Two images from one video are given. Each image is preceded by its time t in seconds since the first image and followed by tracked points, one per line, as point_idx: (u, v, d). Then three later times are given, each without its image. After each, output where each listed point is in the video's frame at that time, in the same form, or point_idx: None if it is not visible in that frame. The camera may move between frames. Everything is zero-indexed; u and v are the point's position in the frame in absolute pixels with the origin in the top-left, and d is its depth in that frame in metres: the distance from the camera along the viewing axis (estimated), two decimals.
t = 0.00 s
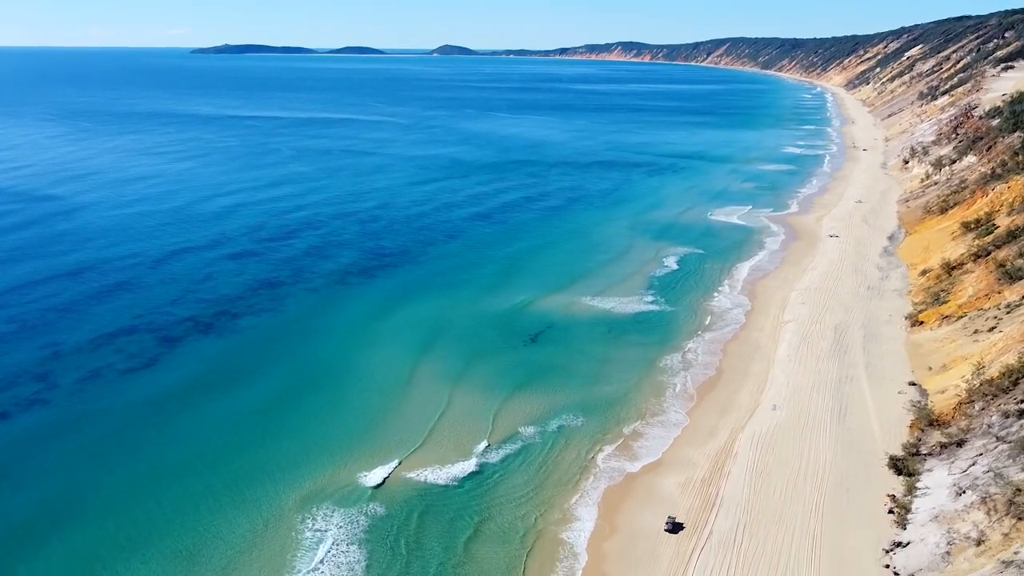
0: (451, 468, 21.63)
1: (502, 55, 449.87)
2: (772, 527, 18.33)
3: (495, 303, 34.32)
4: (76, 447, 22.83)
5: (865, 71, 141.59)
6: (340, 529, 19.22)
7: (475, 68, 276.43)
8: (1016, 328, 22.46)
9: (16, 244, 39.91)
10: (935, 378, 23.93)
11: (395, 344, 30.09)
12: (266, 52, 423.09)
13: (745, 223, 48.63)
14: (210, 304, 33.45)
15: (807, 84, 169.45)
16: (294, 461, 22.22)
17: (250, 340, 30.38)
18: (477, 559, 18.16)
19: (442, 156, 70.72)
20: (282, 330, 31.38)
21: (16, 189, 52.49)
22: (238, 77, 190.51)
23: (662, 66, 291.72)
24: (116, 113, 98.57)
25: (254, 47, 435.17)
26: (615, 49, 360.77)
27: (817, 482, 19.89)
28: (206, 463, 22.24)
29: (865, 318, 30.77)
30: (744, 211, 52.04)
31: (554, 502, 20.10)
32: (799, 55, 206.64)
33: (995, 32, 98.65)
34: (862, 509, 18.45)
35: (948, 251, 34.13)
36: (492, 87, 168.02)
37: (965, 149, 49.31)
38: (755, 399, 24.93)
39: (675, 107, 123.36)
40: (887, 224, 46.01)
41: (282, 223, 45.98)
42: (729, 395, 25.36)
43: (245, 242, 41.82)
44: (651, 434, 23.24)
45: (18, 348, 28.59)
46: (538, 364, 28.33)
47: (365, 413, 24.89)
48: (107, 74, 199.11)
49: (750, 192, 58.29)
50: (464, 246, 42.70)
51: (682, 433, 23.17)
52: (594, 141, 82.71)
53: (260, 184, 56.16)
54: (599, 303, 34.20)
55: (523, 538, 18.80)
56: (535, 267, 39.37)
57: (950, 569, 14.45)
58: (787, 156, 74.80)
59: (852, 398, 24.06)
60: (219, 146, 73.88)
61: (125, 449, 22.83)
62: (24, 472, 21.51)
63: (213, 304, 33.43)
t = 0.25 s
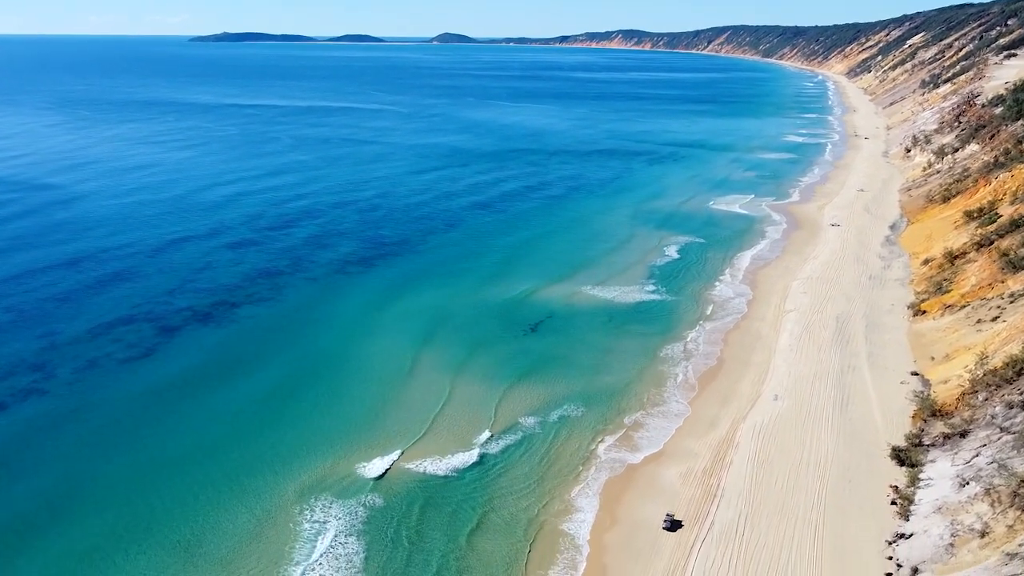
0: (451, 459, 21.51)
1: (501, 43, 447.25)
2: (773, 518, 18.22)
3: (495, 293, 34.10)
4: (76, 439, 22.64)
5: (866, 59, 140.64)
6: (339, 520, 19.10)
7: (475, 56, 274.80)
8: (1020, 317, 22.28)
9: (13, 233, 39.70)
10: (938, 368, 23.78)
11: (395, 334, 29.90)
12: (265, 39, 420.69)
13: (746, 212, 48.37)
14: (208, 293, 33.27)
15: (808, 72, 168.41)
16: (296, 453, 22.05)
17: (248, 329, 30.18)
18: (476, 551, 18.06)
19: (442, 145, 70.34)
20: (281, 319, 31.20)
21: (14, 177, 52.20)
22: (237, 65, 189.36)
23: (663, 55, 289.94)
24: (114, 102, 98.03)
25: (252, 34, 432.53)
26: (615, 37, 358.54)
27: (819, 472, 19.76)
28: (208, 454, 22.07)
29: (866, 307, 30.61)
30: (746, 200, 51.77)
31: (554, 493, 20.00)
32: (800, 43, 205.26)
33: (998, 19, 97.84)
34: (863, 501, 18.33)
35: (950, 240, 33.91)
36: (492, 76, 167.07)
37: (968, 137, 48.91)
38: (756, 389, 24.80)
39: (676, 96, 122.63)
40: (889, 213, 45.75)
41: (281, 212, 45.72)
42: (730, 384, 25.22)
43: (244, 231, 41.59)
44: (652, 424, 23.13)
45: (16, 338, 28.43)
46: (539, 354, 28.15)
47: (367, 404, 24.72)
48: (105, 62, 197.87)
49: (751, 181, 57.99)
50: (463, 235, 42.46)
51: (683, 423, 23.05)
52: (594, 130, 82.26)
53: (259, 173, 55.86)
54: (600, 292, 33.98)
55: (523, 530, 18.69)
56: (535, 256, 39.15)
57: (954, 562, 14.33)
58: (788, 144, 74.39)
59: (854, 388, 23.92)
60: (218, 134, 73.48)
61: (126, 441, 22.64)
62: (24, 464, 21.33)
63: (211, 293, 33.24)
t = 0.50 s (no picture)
0: (451, 450, 21.38)
1: (501, 31, 444.50)
2: (775, 509, 18.10)
3: (495, 282, 33.90)
4: (77, 432, 22.46)
5: (868, 47, 139.62)
6: (338, 511, 18.99)
7: (475, 44, 273.25)
8: None
9: (11, 222, 39.46)
10: (940, 358, 23.63)
11: (395, 324, 29.71)
12: (263, 27, 418.13)
13: (747, 201, 48.10)
14: (207, 283, 33.07)
15: (810, 60, 167.28)
16: (299, 444, 21.90)
17: (247, 319, 29.99)
18: (476, 542, 17.96)
19: (441, 133, 69.93)
20: (280, 309, 31.01)
21: (12, 166, 51.86)
22: (236, 53, 188.25)
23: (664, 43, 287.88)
24: (113, 90, 97.38)
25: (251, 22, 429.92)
26: (615, 26, 356.18)
27: (821, 463, 19.63)
28: (210, 446, 21.90)
29: (868, 296, 30.42)
30: (747, 189, 51.47)
31: (555, 484, 19.88)
32: (802, 31, 203.81)
33: (1001, 6, 97.00)
34: (865, 492, 18.21)
35: (952, 229, 33.68)
36: (492, 64, 166.04)
37: (970, 126, 48.55)
38: (758, 379, 24.65)
39: (677, 84, 121.84)
40: (891, 202, 45.47)
41: (279, 201, 45.45)
42: (732, 374, 25.07)
43: (243, 220, 41.35)
44: (653, 414, 22.99)
45: (13, 328, 28.27)
46: (541, 344, 27.98)
47: (369, 395, 24.54)
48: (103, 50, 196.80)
49: (752, 169, 57.66)
50: (463, 224, 42.20)
51: (684, 413, 22.91)
52: (595, 118, 81.75)
53: (258, 162, 55.53)
54: (600, 281, 33.78)
55: (523, 521, 18.57)
56: (535, 245, 38.90)
57: (957, 554, 14.23)
58: (789, 133, 73.95)
59: (856, 378, 23.77)
60: (217, 123, 73.04)
61: (127, 433, 22.48)
62: (25, 457, 21.18)
63: (210, 283, 33.05)
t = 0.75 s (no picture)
0: (450, 438, 21.26)
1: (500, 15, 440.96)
2: (776, 498, 17.99)
3: (495, 269, 33.66)
4: (76, 421, 22.28)
5: (870, 32, 138.40)
6: (337, 500, 18.88)
7: (474, 29, 271.11)
8: None
9: (7, 208, 39.15)
10: (943, 345, 23.45)
11: (395, 312, 29.51)
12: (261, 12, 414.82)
13: (749, 187, 47.74)
14: (205, 270, 32.82)
15: (811, 45, 165.86)
16: (300, 432, 21.75)
17: (245, 307, 29.77)
18: (476, 532, 17.86)
19: (441, 119, 69.38)
20: (278, 297, 30.79)
21: (11, 152, 51.48)
22: (234, 38, 186.82)
23: (665, 27, 285.32)
24: (111, 75, 96.57)
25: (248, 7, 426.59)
26: (615, 10, 353.23)
27: (823, 452, 19.49)
28: (211, 435, 21.75)
29: (871, 283, 30.20)
30: (749, 175, 51.09)
31: (555, 473, 19.76)
32: (803, 16, 202.03)
33: None
34: (867, 481, 18.08)
35: (956, 216, 33.39)
36: (491, 49, 164.69)
37: (974, 111, 48.11)
38: (760, 366, 24.49)
39: (677, 69, 120.89)
40: (893, 188, 45.15)
41: (278, 187, 45.11)
42: (733, 362, 24.91)
43: (241, 207, 41.02)
44: (655, 402, 22.84)
45: (10, 315, 28.06)
46: (543, 331, 27.77)
47: (370, 383, 24.38)
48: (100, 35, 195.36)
49: (754, 155, 57.22)
50: (462, 211, 41.89)
51: (685, 401, 22.77)
52: (595, 104, 81.12)
53: (256, 148, 55.10)
54: (601, 268, 33.54)
55: (523, 510, 18.46)
56: (535, 232, 38.61)
57: (960, 544, 14.11)
58: (791, 118, 73.40)
59: (859, 365, 23.60)
60: (216, 109, 72.46)
61: (126, 422, 22.32)
62: (24, 446, 21.02)
63: (208, 270, 32.80)
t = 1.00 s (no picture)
0: (450, 428, 21.12)
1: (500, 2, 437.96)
2: (778, 489, 17.89)
3: (495, 258, 33.45)
4: (76, 411, 22.10)
5: (872, 19, 137.33)
6: (334, 492, 18.76)
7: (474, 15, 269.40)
8: None
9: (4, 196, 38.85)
10: (946, 334, 23.32)
11: (394, 301, 29.33)
12: None
13: (751, 175, 47.43)
14: (203, 258, 32.60)
15: (813, 32, 164.64)
16: (301, 422, 21.63)
17: (243, 296, 29.55)
18: (475, 523, 17.77)
19: (440, 106, 68.87)
20: (277, 285, 30.58)
21: (8, 140, 51.08)
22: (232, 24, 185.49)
23: (666, 14, 283.21)
24: (110, 62, 95.80)
25: None
26: None
27: (824, 442, 19.38)
28: (211, 426, 21.60)
29: (873, 272, 30.02)
30: (750, 163, 50.77)
31: (555, 463, 19.65)
32: (805, 3, 200.32)
33: None
34: (870, 472, 17.98)
35: (958, 204, 33.16)
36: (491, 35, 163.57)
37: (976, 98, 47.73)
38: (761, 355, 24.37)
39: (678, 56, 120.03)
40: (895, 176, 44.86)
41: (277, 175, 44.78)
42: (735, 351, 24.78)
43: (240, 195, 40.72)
44: (656, 392, 22.70)
45: (8, 304, 27.86)
46: (545, 320, 27.61)
47: (371, 372, 24.24)
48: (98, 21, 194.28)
49: (755, 143, 56.85)
50: (462, 199, 41.60)
51: (687, 391, 22.63)
52: (595, 91, 80.56)
53: (255, 135, 54.70)
54: (601, 257, 33.32)
55: (523, 501, 18.36)
56: (535, 220, 38.32)
57: (964, 535, 14.04)
58: (792, 106, 72.93)
59: (861, 355, 23.46)
60: (215, 96, 71.93)
61: (126, 412, 22.15)
62: (23, 438, 20.85)
63: (207, 258, 32.56)
